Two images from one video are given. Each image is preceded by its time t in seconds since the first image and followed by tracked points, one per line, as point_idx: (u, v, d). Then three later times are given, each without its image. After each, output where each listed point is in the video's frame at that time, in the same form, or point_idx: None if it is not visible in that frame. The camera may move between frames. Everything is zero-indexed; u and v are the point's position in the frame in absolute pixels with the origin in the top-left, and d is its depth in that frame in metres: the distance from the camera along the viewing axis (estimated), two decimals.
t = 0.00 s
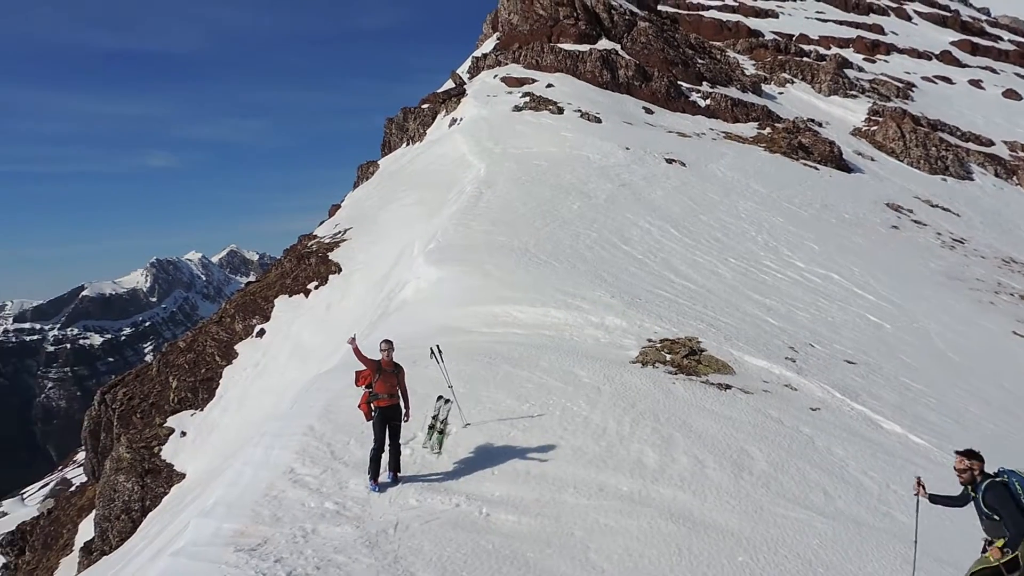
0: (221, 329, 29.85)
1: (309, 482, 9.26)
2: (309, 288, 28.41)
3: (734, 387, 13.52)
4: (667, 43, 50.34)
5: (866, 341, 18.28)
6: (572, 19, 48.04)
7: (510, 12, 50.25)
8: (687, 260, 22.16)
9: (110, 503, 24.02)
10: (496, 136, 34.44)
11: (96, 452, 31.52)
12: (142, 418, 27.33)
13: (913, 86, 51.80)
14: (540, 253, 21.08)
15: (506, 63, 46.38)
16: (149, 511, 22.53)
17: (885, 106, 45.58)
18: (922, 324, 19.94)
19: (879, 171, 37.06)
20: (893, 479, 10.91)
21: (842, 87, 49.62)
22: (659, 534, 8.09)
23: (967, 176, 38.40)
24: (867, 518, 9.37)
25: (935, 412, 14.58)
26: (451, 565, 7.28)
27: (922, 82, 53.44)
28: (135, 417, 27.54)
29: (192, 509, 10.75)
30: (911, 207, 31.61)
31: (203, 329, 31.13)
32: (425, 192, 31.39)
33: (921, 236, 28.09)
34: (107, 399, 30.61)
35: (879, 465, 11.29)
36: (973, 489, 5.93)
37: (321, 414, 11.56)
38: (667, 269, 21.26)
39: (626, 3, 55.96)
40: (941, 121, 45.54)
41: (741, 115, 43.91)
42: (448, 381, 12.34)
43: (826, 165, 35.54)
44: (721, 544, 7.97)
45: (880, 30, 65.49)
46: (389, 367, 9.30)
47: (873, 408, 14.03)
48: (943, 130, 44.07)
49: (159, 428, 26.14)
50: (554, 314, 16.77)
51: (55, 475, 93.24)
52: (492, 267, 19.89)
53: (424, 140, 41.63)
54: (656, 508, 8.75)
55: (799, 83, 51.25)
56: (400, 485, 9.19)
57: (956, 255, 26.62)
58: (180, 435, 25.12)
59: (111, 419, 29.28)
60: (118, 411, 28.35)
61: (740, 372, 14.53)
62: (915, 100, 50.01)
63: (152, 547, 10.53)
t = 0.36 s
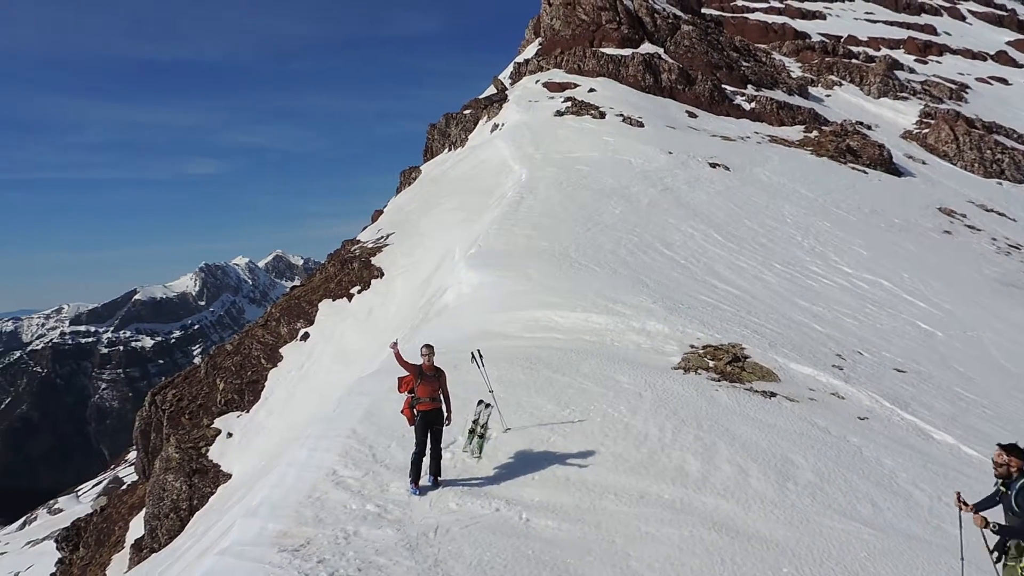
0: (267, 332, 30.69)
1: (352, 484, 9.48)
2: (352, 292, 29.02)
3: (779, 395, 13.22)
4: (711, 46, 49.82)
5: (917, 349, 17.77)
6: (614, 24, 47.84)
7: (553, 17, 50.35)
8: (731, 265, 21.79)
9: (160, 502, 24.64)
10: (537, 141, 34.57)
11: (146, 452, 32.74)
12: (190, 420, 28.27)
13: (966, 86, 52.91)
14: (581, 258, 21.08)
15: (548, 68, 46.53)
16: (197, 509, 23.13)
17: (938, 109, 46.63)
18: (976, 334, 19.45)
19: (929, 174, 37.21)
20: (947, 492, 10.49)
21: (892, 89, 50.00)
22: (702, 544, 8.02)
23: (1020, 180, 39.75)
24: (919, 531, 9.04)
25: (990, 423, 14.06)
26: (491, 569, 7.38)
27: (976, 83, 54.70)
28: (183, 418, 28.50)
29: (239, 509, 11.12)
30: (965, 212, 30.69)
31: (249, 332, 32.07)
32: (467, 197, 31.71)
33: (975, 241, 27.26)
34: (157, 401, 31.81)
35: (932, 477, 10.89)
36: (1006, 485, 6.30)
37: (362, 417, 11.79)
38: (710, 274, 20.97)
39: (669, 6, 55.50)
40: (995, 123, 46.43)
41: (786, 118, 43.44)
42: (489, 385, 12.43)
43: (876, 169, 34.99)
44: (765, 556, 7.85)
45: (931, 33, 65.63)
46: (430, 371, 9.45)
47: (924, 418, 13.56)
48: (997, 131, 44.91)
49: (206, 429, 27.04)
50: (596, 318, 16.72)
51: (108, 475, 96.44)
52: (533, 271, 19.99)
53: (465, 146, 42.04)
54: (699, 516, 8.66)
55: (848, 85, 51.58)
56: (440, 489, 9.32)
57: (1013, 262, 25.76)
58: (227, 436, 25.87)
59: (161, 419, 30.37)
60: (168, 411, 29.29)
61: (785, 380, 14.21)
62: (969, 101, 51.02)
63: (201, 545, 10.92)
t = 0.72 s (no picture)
0: (303, 335, 31.28)
1: (385, 486, 9.63)
2: (386, 295, 29.43)
3: (817, 403, 12.96)
4: (749, 48, 49.16)
5: (961, 357, 17.30)
6: (650, 27, 47.45)
7: (588, 21, 50.25)
8: (768, 270, 21.43)
9: (199, 500, 25.21)
10: (572, 145, 34.53)
11: (185, 451, 33.65)
12: (227, 420, 29.06)
13: (1012, 88, 52.01)
14: (615, 262, 21.01)
15: (583, 72, 46.49)
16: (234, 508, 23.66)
17: (984, 112, 46.19)
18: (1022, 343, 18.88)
19: (975, 178, 36.30)
20: (992, 505, 10.15)
21: (935, 91, 49.21)
22: (738, 553, 7.95)
23: None
24: (962, 544, 8.77)
25: None
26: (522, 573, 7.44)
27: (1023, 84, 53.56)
28: (222, 418, 29.33)
29: (274, 508, 11.38)
30: (1012, 218, 29.87)
31: (286, 334, 32.75)
32: (501, 201, 31.86)
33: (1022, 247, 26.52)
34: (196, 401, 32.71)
35: (978, 489, 10.55)
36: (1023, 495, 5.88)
37: (396, 419, 11.97)
38: (747, 279, 20.67)
39: (705, 8, 54.92)
40: None
41: (826, 121, 42.68)
42: (522, 390, 12.49)
43: (918, 173, 34.21)
44: (801, 568, 7.73)
45: (977, 34, 64.34)
46: (463, 375, 9.55)
47: (968, 428, 13.14)
48: None
49: (244, 429, 27.71)
50: (630, 323, 16.65)
51: (146, 473, 98.77)
52: (566, 276, 19.98)
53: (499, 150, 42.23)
54: (735, 525, 8.56)
55: (889, 87, 50.70)
56: (473, 493, 9.40)
57: None
58: (264, 436, 26.41)
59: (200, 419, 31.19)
60: (208, 411, 30.12)
61: (824, 388, 13.90)
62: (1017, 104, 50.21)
63: (238, 544, 11.20)
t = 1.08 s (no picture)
0: (330, 337, 31.68)
1: (411, 489, 9.73)
2: (413, 298, 29.71)
3: (848, 411, 12.73)
4: (779, 51, 48.55)
5: (998, 365, 16.84)
6: (678, 31, 47.12)
7: (615, 25, 50.15)
8: (797, 275, 21.12)
9: (227, 500, 25.71)
10: (599, 149, 34.47)
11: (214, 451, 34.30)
12: (256, 421, 29.55)
13: None
14: (641, 266, 20.92)
15: (610, 76, 46.42)
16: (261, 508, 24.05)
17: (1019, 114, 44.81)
18: None
19: (1012, 182, 35.33)
20: None
21: (970, 94, 48.41)
22: (766, 562, 7.88)
23: None
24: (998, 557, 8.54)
25: None
26: None
27: None
28: (250, 419, 29.83)
29: (301, 509, 11.57)
30: None
31: (314, 337, 33.23)
32: (527, 205, 31.94)
33: None
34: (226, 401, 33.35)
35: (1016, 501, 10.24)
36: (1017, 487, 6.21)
37: (422, 422, 12.07)
38: (776, 284, 20.39)
39: (735, 11, 54.39)
40: None
41: (857, 125, 41.97)
42: (548, 394, 12.50)
43: (952, 177, 33.45)
44: None
45: (1015, 35, 62.85)
46: (488, 379, 9.59)
47: (1005, 438, 12.76)
48: None
49: (272, 430, 28.14)
50: (657, 328, 16.56)
51: (177, 472, 100.88)
52: (593, 280, 19.95)
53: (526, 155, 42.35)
54: (763, 534, 8.46)
55: (922, 90, 49.76)
56: (498, 497, 9.43)
57: None
58: (291, 438, 26.79)
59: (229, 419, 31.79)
60: (237, 412, 30.70)
61: (855, 395, 13.64)
62: None
63: (265, 543, 11.42)
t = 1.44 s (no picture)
0: (373, 339, 32.23)
1: (451, 490, 9.88)
2: (454, 301, 30.03)
3: (897, 419, 12.35)
4: (825, 51, 47.39)
5: None
6: (721, 31, 46.42)
7: (657, 27, 49.68)
8: (845, 280, 20.56)
9: (272, 498, 26.43)
10: (641, 151, 34.20)
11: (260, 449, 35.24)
12: (300, 420, 30.28)
13: None
14: (683, 269, 20.70)
15: (652, 78, 46.03)
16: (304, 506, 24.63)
17: None
18: None
19: None
20: None
21: None
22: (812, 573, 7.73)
23: None
24: None
25: None
26: None
27: None
28: (295, 418, 30.59)
29: (343, 508, 11.82)
30: None
31: (356, 339, 33.88)
32: (568, 208, 31.93)
33: None
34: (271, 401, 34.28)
35: None
36: None
37: (463, 425, 12.22)
38: (823, 289, 19.89)
39: (780, 11, 53.34)
40: None
41: (908, 125, 40.70)
42: (589, 398, 12.50)
43: (1009, 179, 33.28)
44: None
45: None
46: (527, 382, 9.65)
47: None
48: None
49: (315, 430, 28.78)
50: (699, 332, 16.36)
51: (223, 471, 103.81)
52: (634, 283, 19.82)
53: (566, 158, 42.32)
54: (808, 544, 8.30)
55: (976, 89, 48.06)
56: (538, 500, 9.49)
57: None
58: (334, 438, 27.33)
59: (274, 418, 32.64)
60: (282, 412, 31.52)
61: (905, 404, 13.21)
62: None
63: (308, 542, 11.72)
